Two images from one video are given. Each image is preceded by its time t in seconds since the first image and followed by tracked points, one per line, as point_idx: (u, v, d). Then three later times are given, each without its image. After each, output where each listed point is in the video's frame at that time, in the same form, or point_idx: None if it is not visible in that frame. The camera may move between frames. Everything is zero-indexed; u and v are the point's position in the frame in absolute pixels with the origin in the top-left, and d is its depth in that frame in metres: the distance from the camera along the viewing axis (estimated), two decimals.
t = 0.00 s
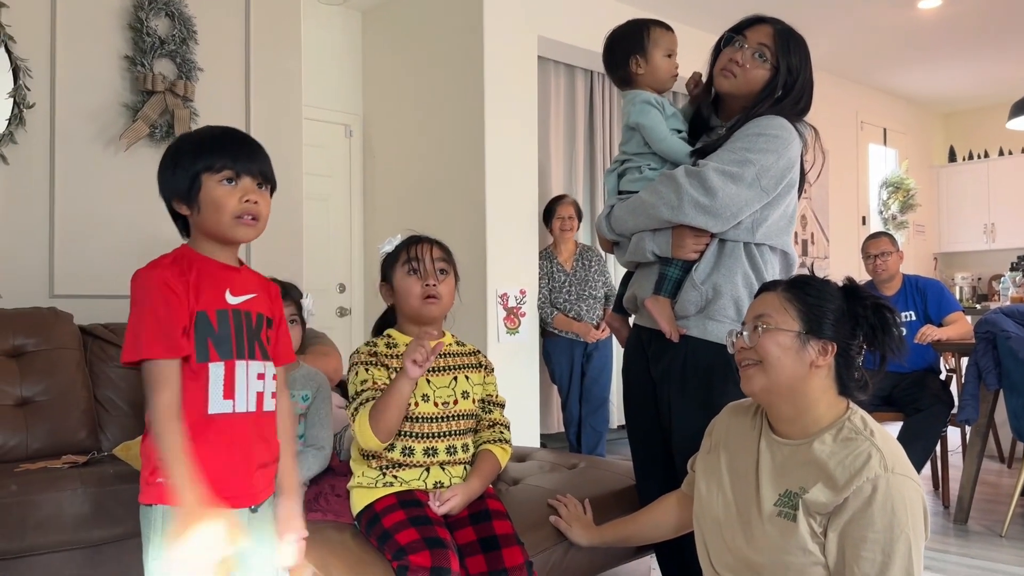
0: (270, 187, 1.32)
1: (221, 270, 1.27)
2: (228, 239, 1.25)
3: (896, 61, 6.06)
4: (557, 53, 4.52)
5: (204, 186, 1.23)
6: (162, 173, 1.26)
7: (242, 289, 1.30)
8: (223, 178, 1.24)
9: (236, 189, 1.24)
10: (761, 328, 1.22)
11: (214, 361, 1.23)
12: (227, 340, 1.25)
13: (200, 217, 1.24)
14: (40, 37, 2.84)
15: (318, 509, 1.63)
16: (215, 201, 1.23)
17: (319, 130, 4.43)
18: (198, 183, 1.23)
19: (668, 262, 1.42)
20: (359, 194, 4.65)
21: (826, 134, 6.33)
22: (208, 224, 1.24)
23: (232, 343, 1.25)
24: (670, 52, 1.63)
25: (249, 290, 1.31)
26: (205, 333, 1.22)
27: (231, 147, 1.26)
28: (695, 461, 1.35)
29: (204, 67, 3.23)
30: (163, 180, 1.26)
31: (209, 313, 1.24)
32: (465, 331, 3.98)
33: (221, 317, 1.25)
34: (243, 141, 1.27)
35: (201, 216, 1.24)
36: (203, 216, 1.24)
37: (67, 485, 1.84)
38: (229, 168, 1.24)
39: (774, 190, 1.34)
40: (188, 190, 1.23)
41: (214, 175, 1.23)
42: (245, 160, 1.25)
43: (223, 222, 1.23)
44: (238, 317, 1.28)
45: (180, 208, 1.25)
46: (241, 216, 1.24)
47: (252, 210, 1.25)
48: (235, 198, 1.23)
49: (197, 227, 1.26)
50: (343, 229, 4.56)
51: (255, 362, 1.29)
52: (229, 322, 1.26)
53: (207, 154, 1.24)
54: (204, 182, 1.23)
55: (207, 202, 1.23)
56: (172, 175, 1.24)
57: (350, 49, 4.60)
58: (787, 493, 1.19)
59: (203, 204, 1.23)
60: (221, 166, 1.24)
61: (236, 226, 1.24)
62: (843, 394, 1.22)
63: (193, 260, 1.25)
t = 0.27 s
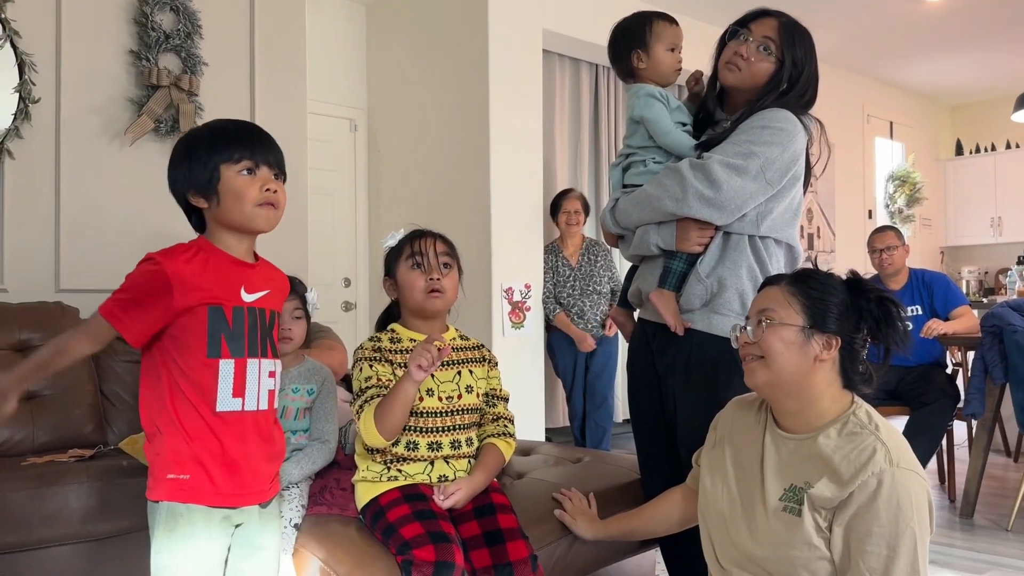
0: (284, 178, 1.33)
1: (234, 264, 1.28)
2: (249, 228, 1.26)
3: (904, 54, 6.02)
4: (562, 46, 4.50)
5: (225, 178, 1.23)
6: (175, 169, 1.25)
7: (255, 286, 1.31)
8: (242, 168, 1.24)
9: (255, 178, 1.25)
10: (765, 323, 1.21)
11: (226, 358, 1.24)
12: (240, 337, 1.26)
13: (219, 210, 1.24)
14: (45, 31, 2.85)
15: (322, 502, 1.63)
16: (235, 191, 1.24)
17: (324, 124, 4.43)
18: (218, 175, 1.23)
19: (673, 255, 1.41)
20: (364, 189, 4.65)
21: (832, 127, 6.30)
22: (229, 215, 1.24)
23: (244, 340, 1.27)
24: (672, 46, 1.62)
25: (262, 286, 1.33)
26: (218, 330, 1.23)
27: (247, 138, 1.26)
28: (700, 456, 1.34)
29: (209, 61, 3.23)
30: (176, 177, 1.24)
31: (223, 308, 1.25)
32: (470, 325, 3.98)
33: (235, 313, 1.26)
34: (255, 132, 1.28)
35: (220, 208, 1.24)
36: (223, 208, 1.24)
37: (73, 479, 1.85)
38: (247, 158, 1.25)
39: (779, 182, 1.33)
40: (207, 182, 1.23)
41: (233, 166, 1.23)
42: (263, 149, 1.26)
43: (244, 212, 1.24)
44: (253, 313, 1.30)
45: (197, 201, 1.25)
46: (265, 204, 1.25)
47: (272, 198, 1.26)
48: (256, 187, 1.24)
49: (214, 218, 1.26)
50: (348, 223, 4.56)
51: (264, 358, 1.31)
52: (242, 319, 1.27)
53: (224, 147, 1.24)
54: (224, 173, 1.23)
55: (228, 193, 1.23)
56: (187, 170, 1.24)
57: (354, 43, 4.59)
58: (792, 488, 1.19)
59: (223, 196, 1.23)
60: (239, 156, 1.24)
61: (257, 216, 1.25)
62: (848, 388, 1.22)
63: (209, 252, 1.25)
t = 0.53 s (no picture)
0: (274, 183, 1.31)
1: (220, 258, 1.29)
2: (226, 233, 1.26)
3: (910, 48, 5.99)
4: (566, 41, 4.49)
5: (208, 180, 1.22)
6: (164, 160, 1.25)
7: (242, 277, 1.31)
8: (228, 173, 1.23)
9: (240, 184, 1.23)
10: (769, 317, 1.21)
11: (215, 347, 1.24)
12: (228, 328, 1.26)
13: (200, 209, 1.24)
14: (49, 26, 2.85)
15: (326, 497, 1.64)
16: (218, 196, 1.23)
17: (327, 119, 4.43)
18: (202, 177, 1.22)
19: (675, 250, 1.41)
20: (368, 184, 4.65)
21: (837, 122, 6.28)
22: (209, 218, 1.24)
23: (231, 331, 1.26)
24: (689, 37, 1.60)
25: (248, 277, 1.32)
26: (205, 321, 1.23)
27: (237, 142, 1.24)
28: (704, 451, 1.34)
29: (213, 56, 3.23)
30: (165, 168, 1.25)
31: (208, 300, 1.24)
32: (474, 320, 3.99)
33: (220, 304, 1.25)
34: (248, 136, 1.26)
35: (202, 208, 1.24)
36: (205, 209, 1.24)
37: (79, 473, 1.87)
38: (234, 163, 1.24)
39: (781, 176, 1.33)
40: (192, 181, 1.23)
41: (220, 170, 1.22)
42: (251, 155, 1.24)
43: (224, 217, 1.24)
44: (238, 305, 1.28)
45: (182, 197, 1.25)
46: (244, 212, 1.24)
47: (253, 206, 1.25)
48: (238, 194, 1.23)
49: (196, 216, 1.26)
50: (352, 219, 4.57)
51: (257, 348, 1.30)
52: (228, 310, 1.26)
53: (212, 148, 1.23)
54: (209, 175, 1.22)
55: (210, 196, 1.22)
56: (175, 165, 1.23)
57: (358, 37, 4.58)
58: (796, 483, 1.19)
59: (206, 198, 1.23)
60: (227, 160, 1.23)
61: (237, 222, 1.24)
62: (852, 383, 1.21)
63: (192, 249, 1.26)
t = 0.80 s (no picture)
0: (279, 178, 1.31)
1: (224, 252, 1.29)
2: (229, 229, 1.26)
3: (915, 43, 5.96)
4: (569, 36, 4.48)
5: (214, 173, 1.23)
6: (173, 149, 1.25)
7: (245, 272, 1.31)
8: (233, 167, 1.23)
9: (245, 179, 1.23)
10: (772, 313, 1.21)
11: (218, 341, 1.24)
12: (230, 322, 1.26)
13: (204, 203, 1.25)
14: (52, 21, 2.85)
15: (328, 491, 1.64)
16: (223, 190, 1.23)
17: (330, 114, 4.42)
18: (208, 170, 1.22)
19: (678, 247, 1.40)
20: (370, 179, 4.64)
21: (840, 118, 6.26)
22: (213, 211, 1.24)
23: (234, 325, 1.26)
24: (711, 28, 1.55)
25: (252, 271, 1.32)
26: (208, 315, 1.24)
27: (242, 137, 1.24)
28: (706, 447, 1.34)
29: (215, 50, 3.22)
30: (172, 158, 1.25)
31: (211, 295, 1.25)
32: (476, 316, 3.99)
33: (222, 298, 1.26)
34: (256, 132, 1.26)
35: (206, 203, 1.24)
36: (208, 203, 1.24)
37: (82, 467, 1.87)
38: (240, 158, 1.24)
39: (785, 175, 1.32)
40: (197, 174, 1.23)
41: (224, 165, 1.23)
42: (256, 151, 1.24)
43: (228, 212, 1.24)
44: (241, 298, 1.29)
45: (187, 190, 1.25)
46: (247, 209, 1.24)
47: (257, 203, 1.25)
48: (241, 189, 1.23)
49: (201, 211, 1.26)
50: (354, 214, 4.56)
51: (261, 343, 1.30)
52: (230, 304, 1.27)
53: (218, 142, 1.23)
54: (214, 168, 1.22)
55: (214, 189, 1.23)
56: (181, 158, 1.24)
57: (360, 32, 4.57)
58: (798, 480, 1.19)
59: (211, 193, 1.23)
60: (233, 155, 1.23)
61: (240, 219, 1.25)
62: (855, 379, 1.21)
63: (195, 243, 1.26)
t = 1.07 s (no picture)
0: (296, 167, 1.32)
1: (247, 250, 1.28)
2: (257, 221, 1.25)
3: (917, 42, 5.95)
4: (571, 33, 4.48)
5: (236, 163, 1.23)
6: (190, 147, 1.25)
7: (266, 271, 1.31)
8: (253, 156, 1.24)
9: (266, 167, 1.24)
10: (774, 312, 1.21)
11: (238, 343, 1.24)
12: (251, 322, 1.26)
13: (229, 197, 1.24)
14: (55, 18, 2.85)
15: (330, 488, 1.64)
16: (246, 180, 1.23)
17: (332, 111, 4.42)
18: (229, 161, 1.23)
19: (684, 245, 1.40)
20: (372, 177, 4.64)
21: (842, 116, 6.25)
22: (239, 203, 1.24)
23: (255, 325, 1.27)
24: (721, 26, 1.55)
25: (275, 270, 1.32)
26: (230, 315, 1.23)
27: (259, 127, 1.25)
28: (707, 446, 1.34)
29: (217, 48, 3.22)
30: (191, 155, 1.25)
31: (233, 294, 1.24)
32: (478, 313, 3.99)
33: (245, 298, 1.26)
34: (272, 120, 1.27)
35: (229, 195, 1.24)
36: (233, 196, 1.24)
37: (84, 464, 1.88)
38: (260, 146, 1.24)
39: (791, 172, 1.32)
40: (218, 167, 1.23)
41: (245, 154, 1.23)
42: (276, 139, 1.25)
43: (253, 202, 1.24)
44: (263, 299, 1.29)
45: (209, 186, 1.24)
46: (272, 196, 1.24)
47: (281, 189, 1.26)
48: (264, 177, 1.24)
49: (225, 205, 1.25)
50: (356, 212, 4.56)
51: (278, 345, 1.31)
52: (253, 304, 1.27)
53: (238, 133, 1.24)
54: (235, 159, 1.23)
55: (238, 179, 1.23)
56: (200, 153, 1.23)
57: (362, 29, 4.57)
58: (799, 478, 1.19)
59: (234, 184, 1.23)
60: (252, 144, 1.24)
61: (266, 207, 1.25)
62: (857, 377, 1.21)
63: (220, 239, 1.25)
